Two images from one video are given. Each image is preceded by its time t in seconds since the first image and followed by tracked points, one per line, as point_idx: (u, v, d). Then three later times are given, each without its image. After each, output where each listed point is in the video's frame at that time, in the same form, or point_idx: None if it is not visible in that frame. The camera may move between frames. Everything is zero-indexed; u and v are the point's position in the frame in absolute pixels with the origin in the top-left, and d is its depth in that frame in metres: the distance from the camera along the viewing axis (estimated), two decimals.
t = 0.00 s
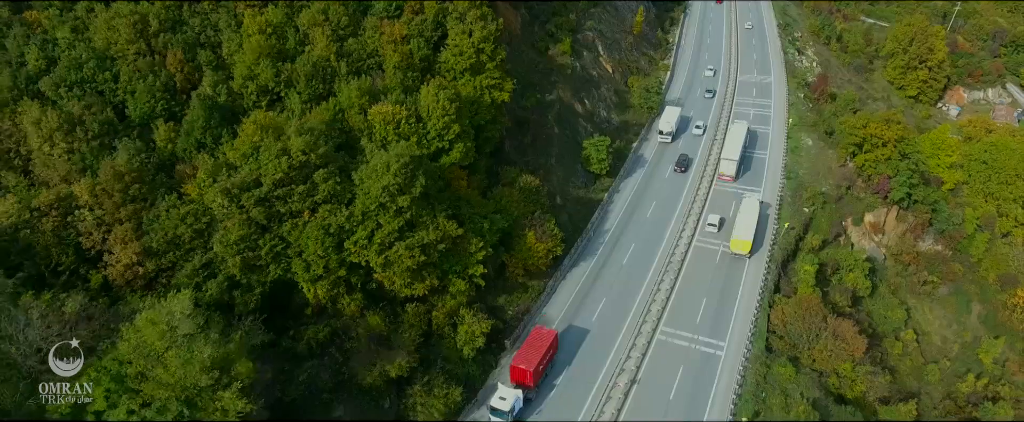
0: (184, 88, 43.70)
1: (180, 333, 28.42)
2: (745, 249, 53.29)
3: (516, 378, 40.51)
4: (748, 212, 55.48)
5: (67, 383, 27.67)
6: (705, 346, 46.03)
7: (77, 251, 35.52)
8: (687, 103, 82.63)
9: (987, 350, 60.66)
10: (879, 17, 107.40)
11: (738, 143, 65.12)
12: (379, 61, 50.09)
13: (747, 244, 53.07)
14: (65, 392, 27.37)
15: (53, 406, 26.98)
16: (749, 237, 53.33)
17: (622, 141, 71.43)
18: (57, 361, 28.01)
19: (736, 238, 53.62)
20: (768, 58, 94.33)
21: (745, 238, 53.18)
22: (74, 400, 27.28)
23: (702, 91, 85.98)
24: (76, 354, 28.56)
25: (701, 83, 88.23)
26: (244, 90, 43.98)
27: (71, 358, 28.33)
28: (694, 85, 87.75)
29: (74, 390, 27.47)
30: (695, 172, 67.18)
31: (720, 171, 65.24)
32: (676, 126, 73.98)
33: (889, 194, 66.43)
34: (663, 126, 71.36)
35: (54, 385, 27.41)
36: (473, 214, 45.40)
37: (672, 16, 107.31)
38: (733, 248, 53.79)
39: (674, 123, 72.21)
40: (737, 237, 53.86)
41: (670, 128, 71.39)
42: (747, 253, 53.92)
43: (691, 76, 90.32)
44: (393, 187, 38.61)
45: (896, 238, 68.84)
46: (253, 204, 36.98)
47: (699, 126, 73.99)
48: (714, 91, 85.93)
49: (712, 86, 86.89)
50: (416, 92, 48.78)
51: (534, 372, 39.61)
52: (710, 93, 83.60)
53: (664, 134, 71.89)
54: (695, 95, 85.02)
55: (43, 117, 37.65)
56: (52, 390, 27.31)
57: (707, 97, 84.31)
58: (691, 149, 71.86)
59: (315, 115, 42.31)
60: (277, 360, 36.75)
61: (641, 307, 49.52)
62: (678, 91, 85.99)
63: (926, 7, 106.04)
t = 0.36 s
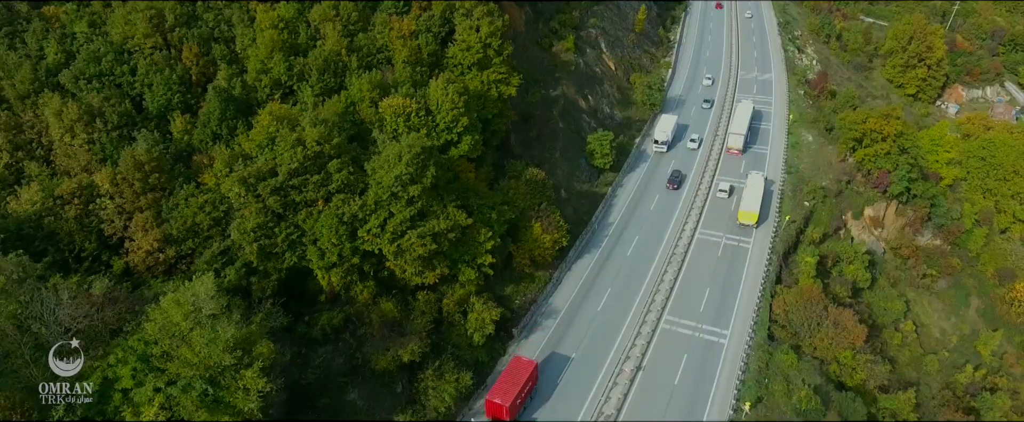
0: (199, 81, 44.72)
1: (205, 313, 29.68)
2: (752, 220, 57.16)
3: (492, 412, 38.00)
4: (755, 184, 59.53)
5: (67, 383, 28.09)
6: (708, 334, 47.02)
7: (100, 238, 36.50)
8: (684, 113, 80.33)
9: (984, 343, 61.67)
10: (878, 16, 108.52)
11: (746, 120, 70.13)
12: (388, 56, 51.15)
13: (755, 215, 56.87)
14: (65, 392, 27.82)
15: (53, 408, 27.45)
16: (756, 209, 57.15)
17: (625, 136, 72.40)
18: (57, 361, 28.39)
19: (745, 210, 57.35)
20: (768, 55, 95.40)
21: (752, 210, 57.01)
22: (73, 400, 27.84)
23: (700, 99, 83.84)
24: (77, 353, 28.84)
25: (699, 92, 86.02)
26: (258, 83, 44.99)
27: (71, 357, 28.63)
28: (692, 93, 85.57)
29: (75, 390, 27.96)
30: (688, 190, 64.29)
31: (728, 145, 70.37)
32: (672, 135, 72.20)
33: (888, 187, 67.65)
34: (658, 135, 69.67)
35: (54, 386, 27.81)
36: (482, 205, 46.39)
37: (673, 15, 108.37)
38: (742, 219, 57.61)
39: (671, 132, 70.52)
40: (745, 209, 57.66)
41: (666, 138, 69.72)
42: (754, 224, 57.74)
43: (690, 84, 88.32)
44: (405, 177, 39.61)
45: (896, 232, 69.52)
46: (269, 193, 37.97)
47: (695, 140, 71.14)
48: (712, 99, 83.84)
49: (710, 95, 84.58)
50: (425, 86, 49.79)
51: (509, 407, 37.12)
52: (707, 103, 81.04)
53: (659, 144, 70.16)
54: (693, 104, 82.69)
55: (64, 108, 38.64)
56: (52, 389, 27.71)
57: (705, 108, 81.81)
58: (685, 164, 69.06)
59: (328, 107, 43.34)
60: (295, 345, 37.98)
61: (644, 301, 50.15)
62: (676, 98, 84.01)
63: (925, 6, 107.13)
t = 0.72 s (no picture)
0: (214, 74, 45.72)
1: (228, 295, 30.79)
2: (758, 194, 60.57)
3: None
4: (760, 161, 63.46)
5: (67, 383, 28.28)
6: (711, 322, 48.07)
7: (121, 224, 37.54)
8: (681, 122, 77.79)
9: (983, 335, 62.36)
10: (877, 15, 109.59)
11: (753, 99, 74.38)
12: (398, 50, 52.27)
13: (761, 189, 60.31)
14: (66, 392, 28.03)
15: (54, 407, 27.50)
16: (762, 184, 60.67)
17: (629, 131, 73.56)
18: (57, 361, 28.54)
19: (751, 185, 60.86)
20: (769, 52, 96.49)
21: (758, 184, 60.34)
22: (75, 400, 28.15)
23: (698, 108, 81.34)
24: (77, 353, 29.16)
25: (697, 100, 83.50)
26: (271, 76, 45.99)
27: (71, 357, 28.88)
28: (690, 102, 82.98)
29: (75, 389, 28.27)
30: (681, 208, 61.38)
31: (735, 121, 75.18)
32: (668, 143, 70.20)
33: (888, 181, 68.29)
34: (654, 144, 67.67)
35: (55, 385, 27.82)
36: (490, 195, 47.43)
37: (675, 13, 109.44)
38: (748, 193, 61.17)
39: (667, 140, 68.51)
40: (751, 183, 61.10)
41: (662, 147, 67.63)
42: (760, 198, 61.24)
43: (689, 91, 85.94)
44: (417, 167, 40.70)
45: (895, 226, 70.95)
46: (285, 182, 38.79)
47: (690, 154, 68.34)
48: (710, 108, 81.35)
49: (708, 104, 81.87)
50: (434, 79, 50.82)
51: None
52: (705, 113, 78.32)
53: (655, 153, 68.06)
54: (691, 113, 80.18)
55: (85, 99, 39.63)
56: (53, 389, 27.68)
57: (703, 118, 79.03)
58: (679, 179, 66.24)
59: (341, 99, 44.38)
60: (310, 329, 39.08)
61: (648, 292, 51.01)
62: (673, 106, 81.66)
63: (925, 4, 108.18)
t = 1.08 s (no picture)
0: (229, 66, 46.70)
1: (250, 276, 31.86)
2: (764, 169, 64.32)
3: None
4: (764, 139, 66.87)
5: (67, 383, 28.20)
6: (715, 309, 49.15)
7: (142, 211, 38.76)
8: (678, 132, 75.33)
9: (982, 326, 63.59)
10: (878, 13, 110.65)
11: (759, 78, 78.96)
12: (408, 44, 53.36)
13: (766, 165, 64.19)
14: (66, 392, 28.05)
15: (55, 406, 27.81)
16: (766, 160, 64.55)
17: (632, 125, 74.63)
18: (57, 361, 28.33)
19: (756, 161, 64.74)
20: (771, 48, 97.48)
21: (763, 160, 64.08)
22: (74, 400, 28.14)
23: (697, 117, 78.83)
24: (76, 352, 28.78)
25: (697, 109, 81.03)
26: (285, 68, 46.97)
27: (70, 357, 28.54)
28: (689, 111, 80.44)
29: (75, 389, 28.20)
30: (672, 228, 58.48)
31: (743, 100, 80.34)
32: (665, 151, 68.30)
33: (888, 174, 69.46)
34: (649, 153, 65.77)
35: (54, 386, 27.86)
36: (499, 186, 48.45)
37: (677, 10, 110.41)
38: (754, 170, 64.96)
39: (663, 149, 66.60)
40: (757, 160, 64.82)
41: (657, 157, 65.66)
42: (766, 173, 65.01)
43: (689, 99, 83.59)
44: (429, 156, 41.76)
45: (895, 219, 71.48)
46: (300, 171, 39.77)
47: (684, 168, 65.42)
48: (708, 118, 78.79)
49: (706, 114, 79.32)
50: (443, 72, 51.84)
51: None
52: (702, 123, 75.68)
53: (650, 162, 66.17)
54: (689, 122, 77.72)
55: (104, 90, 40.59)
56: (52, 390, 27.85)
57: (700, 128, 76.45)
58: (672, 195, 63.38)
59: (353, 90, 45.39)
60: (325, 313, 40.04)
61: (651, 282, 51.90)
62: (671, 115, 79.43)
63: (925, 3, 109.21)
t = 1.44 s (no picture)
0: (242, 59, 47.61)
1: (268, 259, 32.86)
2: (768, 149, 67.27)
3: None
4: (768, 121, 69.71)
5: (67, 384, 28.39)
6: (719, 298, 50.10)
7: (159, 199, 39.81)
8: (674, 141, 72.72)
9: (981, 318, 64.44)
10: (878, 11, 111.28)
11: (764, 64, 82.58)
12: (416, 38, 54.34)
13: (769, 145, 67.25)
14: (65, 393, 28.35)
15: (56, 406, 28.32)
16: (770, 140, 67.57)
17: (635, 120, 75.63)
18: (58, 361, 28.25)
19: (760, 141, 67.62)
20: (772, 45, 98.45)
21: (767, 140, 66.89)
22: (73, 400, 28.45)
23: (693, 127, 76.25)
24: (77, 352, 28.43)
25: (693, 118, 78.37)
26: (296, 61, 47.89)
27: (70, 358, 28.33)
28: (685, 121, 77.78)
29: (75, 390, 28.45)
30: (664, 245, 56.11)
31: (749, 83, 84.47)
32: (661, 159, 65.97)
33: (888, 168, 70.49)
34: (644, 161, 63.42)
35: (54, 386, 28.27)
36: (506, 177, 49.47)
37: (679, 7, 111.31)
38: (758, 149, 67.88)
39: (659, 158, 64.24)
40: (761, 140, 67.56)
41: (653, 165, 63.33)
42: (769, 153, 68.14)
43: (686, 107, 81.08)
44: (439, 147, 42.71)
45: (895, 212, 72.54)
46: (313, 161, 40.70)
47: (677, 183, 62.62)
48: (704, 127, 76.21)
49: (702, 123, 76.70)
50: (451, 66, 52.81)
51: None
52: (699, 133, 73.10)
53: (644, 171, 64.08)
54: (685, 132, 75.14)
55: (122, 82, 41.51)
56: (52, 389, 28.29)
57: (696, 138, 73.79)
58: (664, 211, 60.73)
59: (364, 82, 46.35)
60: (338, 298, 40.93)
61: (655, 274, 52.53)
62: (667, 124, 76.99)
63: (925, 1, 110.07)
